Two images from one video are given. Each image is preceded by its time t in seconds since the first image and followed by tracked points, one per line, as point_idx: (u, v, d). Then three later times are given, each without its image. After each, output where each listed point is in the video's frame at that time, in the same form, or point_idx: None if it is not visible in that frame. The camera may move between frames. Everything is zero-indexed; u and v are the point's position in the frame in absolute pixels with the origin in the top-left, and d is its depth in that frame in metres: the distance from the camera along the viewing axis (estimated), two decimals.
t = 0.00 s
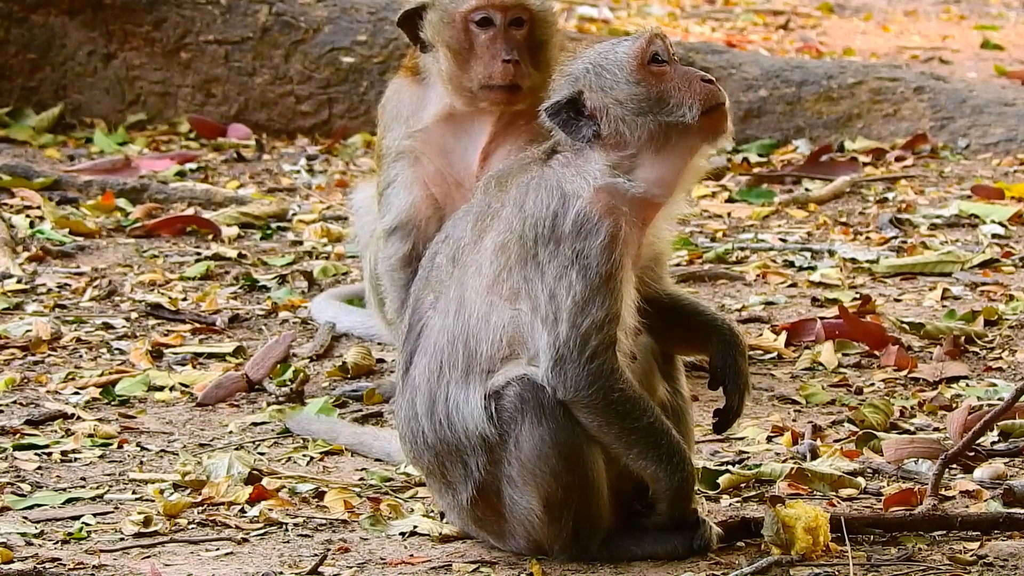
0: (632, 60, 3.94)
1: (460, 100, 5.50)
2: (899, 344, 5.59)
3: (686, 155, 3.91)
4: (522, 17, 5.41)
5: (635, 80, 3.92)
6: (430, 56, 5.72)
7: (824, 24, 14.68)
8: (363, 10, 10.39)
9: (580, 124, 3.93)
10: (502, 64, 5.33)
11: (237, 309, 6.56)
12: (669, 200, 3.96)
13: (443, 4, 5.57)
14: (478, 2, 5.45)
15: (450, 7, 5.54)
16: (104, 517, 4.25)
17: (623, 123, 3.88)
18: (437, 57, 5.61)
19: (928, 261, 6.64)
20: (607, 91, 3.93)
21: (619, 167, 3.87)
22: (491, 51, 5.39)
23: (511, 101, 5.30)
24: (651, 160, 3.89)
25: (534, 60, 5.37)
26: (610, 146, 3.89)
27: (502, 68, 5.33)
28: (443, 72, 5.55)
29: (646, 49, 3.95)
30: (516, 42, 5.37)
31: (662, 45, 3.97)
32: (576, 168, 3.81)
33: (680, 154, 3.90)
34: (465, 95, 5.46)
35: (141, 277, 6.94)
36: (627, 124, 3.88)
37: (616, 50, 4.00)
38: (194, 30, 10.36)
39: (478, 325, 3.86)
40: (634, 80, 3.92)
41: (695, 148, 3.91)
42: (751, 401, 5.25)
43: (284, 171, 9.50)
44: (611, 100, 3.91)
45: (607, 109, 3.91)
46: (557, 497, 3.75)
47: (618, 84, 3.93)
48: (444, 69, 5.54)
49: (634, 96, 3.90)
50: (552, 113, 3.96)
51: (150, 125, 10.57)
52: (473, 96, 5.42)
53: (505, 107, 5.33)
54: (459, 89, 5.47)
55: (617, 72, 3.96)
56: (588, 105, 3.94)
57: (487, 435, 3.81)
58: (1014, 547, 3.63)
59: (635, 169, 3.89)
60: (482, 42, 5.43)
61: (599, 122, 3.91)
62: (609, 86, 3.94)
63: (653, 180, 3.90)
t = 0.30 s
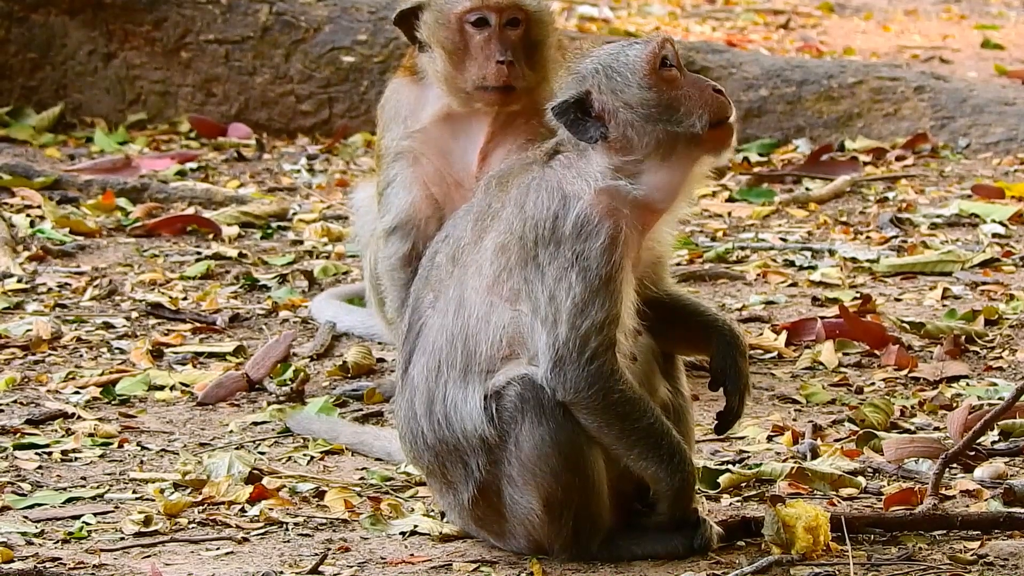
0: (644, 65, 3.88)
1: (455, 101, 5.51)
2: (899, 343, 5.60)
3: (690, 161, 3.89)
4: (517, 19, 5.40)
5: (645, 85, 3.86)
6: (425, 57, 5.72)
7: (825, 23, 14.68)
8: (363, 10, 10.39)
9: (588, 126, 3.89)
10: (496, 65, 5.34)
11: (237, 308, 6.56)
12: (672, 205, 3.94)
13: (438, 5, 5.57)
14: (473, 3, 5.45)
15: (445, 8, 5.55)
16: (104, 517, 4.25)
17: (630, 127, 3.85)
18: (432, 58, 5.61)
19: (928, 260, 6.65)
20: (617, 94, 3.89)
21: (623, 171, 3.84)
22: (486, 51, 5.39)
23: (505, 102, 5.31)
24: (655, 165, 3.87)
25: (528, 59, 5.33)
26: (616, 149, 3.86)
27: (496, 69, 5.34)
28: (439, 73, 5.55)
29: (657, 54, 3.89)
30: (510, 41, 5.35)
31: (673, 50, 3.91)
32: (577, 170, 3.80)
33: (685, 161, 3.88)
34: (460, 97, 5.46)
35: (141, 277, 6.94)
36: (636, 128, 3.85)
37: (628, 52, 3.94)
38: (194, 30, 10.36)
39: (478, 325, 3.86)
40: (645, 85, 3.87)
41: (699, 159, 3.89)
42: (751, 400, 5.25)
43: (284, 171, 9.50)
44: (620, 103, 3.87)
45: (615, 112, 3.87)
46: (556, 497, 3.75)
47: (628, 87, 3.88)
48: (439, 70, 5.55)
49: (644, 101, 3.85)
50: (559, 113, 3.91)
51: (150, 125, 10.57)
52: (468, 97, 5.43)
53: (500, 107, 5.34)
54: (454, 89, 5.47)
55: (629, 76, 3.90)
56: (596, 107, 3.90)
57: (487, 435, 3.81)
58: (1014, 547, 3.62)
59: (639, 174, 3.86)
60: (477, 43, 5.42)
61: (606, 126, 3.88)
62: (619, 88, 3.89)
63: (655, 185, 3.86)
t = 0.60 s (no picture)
0: (642, 59, 3.86)
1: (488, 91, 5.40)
2: (899, 343, 5.60)
3: (691, 152, 3.88)
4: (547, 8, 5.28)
5: (645, 78, 3.85)
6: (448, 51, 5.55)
7: (826, 23, 14.67)
8: (364, 9, 10.42)
9: (592, 125, 3.85)
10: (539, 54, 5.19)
11: (238, 308, 6.57)
12: (672, 198, 3.94)
13: None
14: None
15: None
16: (104, 517, 4.25)
17: (636, 122, 3.83)
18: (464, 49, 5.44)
19: (929, 260, 6.65)
20: (618, 91, 3.86)
21: (624, 166, 3.83)
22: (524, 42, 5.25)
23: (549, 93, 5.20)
24: (659, 159, 3.85)
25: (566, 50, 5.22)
26: (620, 147, 3.84)
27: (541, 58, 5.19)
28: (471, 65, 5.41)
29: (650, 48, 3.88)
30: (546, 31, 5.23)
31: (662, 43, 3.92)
32: (576, 170, 3.80)
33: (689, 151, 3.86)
34: (496, 88, 5.36)
35: (142, 276, 6.94)
36: (640, 122, 3.83)
37: (619, 49, 3.92)
38: (195, 29, 10.37)
39: (478, 325, 3.85)
40: (645, 79, 3.85)
41: (701, 149, 3.88)
42: (752, 400, 5.25)
43: (284, 170, 9.51)
44: (623, 98, 3.84)
45: (619, 109, 3.84)
46: (557, 497, 3.75)
47: (628, 82, 3.86)
48: (472, 61, 5.41)
49: (647, 94, 3.83)
50: (562, 116, 3.85)
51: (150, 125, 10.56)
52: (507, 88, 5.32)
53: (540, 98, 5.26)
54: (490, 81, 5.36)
55: (626, 71, 3.88)
56: (599, 105, 3.86)
57: (487, 435, 3.81)
58: (1014, 546, 3.62)
59: (643, 169, 3.85)
60: (513, 33, 5.26)
61: (609, 123, 3.85)
62: (619, 85, 3.87)
63: (657, 179, 3.86)
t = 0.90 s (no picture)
0: (644, 59, 3.83)
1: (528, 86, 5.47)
2: (900, 342, 5.60)
3: (691, 154, 3.86)
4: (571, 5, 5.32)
5: (647, 78, 3.81)
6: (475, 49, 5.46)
7: (826, 23, 14.67)
8: (364, 9, 10.43)
9: (594, 124, 3.83)
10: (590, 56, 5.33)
11: (238, 308, 6.57)
12: (671, 199, 3.93)
13: None
14: None
15: None
16: (105, 516, 4.25)
17: (637, 122, 3.80)
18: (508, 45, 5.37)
19: (929, 260, 6.65)
20: (619, 89, 3.83)
21: (621, 167, 3.82)
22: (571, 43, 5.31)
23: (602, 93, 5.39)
24: (663, 158, 3.83)
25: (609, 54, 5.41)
26: (622, 147, 3.82)
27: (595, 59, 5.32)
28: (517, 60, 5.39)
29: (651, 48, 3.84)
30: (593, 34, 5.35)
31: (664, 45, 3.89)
32: (575, 170, 3.80)
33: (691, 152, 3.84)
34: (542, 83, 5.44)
35: (142, 276, 6.95)
36: (643, 122, 3.80)
37: (621, 49, 3.88)
38: (195, 29, 10.37)
39: (478, 326, 3.85)
40: (647, 79, 3.81)
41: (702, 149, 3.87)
42: (752, 399, 5.25)
43: (285, 170, 9.51)
44: (625, 97, 3.81)
45: (621, 108, 3.82)
46: (557, 497, 3.75)
47: (630, 80, 3.82)
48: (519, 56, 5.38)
49: (649, 93, 3.79)
50: (564, 115, 3.83)
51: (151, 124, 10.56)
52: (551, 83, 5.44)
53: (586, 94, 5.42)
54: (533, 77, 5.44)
55: (628, 71, 3.84)
56: (600, 104, 3.84)
57: (487, 435, 3.81)
58: (1015, 546, 3.62)
59: (645, 169, 3.84)
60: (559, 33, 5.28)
61: (609, 122, 3.83)
62: (621, 84, 3.83)
63: (657, 179, 3.85)
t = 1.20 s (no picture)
0: (655, 60, 3.81)
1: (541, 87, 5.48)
2: (900, 342, 5.61)
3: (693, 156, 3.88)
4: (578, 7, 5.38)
5: (658, 81, 3.80)
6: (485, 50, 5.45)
7: (826, 23, 14.68)
8: (364, 8, 10.45)
9: (602, 123, 3.79)
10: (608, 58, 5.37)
11: (238, 308, 6.57)
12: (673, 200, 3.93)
13: None
14: None
15: None
16: (105, 516, 4.25)
17: (645, 123, 3.80)
18: (525, 46, 5.41)
19: (929, 259, 6.65)
20: (630, 90, 3.80)
21: (626, 168, 3.82)
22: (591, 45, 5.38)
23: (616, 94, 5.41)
24: (668, 161, 3.84)
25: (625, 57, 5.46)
26: (628, 148, 3.82)
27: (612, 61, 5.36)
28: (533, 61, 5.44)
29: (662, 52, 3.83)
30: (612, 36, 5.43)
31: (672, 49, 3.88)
32: (578, 169, 3.79)
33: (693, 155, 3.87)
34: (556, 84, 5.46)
35: (142, 276, 6.95)
36: (650, 124, 3.80)
37: (632, 49, 3.85)
38: (195, 28, 10.37)
39: (479, 326, 3.85)
40: (658, 81, 3.80)
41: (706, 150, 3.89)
42: (752, 399, 5.25)
43: (285, 170, 9.52)
44: (635, 98, 3.80)
45: (630, 109, 3.80)
46: (557, 497, 3.75)
47: (641, 82, 3.81)
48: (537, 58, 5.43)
49: (659, 96, 3.79)
50: (571, 114, 3.77)
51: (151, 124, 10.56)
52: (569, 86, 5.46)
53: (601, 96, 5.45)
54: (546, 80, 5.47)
55: (639, 71, 3.81)
56: (609, 104, 3.81)
57: (487, 436, 3.81)
58: (1015, 546, 3.62)
59: (649, 171, 3.84)
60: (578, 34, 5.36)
61: (618, 123, 3.81)
62: (631, 85, 3.81)
63: (660, 181, 3.85)
